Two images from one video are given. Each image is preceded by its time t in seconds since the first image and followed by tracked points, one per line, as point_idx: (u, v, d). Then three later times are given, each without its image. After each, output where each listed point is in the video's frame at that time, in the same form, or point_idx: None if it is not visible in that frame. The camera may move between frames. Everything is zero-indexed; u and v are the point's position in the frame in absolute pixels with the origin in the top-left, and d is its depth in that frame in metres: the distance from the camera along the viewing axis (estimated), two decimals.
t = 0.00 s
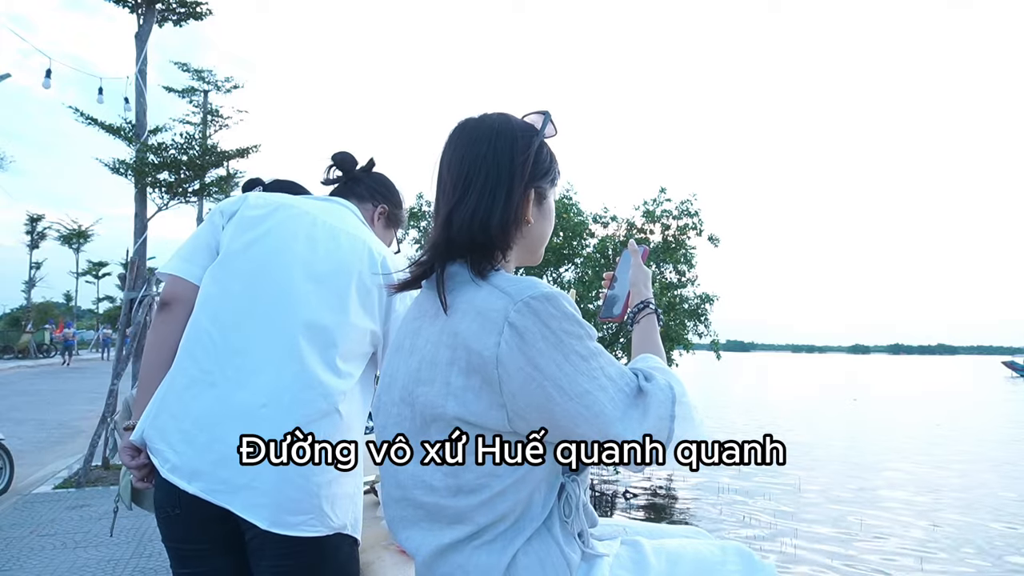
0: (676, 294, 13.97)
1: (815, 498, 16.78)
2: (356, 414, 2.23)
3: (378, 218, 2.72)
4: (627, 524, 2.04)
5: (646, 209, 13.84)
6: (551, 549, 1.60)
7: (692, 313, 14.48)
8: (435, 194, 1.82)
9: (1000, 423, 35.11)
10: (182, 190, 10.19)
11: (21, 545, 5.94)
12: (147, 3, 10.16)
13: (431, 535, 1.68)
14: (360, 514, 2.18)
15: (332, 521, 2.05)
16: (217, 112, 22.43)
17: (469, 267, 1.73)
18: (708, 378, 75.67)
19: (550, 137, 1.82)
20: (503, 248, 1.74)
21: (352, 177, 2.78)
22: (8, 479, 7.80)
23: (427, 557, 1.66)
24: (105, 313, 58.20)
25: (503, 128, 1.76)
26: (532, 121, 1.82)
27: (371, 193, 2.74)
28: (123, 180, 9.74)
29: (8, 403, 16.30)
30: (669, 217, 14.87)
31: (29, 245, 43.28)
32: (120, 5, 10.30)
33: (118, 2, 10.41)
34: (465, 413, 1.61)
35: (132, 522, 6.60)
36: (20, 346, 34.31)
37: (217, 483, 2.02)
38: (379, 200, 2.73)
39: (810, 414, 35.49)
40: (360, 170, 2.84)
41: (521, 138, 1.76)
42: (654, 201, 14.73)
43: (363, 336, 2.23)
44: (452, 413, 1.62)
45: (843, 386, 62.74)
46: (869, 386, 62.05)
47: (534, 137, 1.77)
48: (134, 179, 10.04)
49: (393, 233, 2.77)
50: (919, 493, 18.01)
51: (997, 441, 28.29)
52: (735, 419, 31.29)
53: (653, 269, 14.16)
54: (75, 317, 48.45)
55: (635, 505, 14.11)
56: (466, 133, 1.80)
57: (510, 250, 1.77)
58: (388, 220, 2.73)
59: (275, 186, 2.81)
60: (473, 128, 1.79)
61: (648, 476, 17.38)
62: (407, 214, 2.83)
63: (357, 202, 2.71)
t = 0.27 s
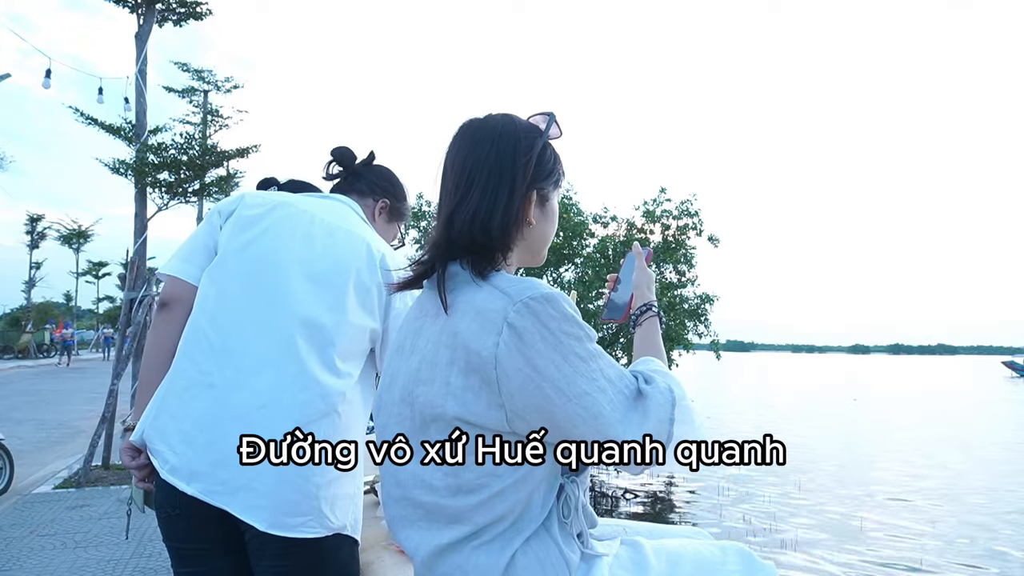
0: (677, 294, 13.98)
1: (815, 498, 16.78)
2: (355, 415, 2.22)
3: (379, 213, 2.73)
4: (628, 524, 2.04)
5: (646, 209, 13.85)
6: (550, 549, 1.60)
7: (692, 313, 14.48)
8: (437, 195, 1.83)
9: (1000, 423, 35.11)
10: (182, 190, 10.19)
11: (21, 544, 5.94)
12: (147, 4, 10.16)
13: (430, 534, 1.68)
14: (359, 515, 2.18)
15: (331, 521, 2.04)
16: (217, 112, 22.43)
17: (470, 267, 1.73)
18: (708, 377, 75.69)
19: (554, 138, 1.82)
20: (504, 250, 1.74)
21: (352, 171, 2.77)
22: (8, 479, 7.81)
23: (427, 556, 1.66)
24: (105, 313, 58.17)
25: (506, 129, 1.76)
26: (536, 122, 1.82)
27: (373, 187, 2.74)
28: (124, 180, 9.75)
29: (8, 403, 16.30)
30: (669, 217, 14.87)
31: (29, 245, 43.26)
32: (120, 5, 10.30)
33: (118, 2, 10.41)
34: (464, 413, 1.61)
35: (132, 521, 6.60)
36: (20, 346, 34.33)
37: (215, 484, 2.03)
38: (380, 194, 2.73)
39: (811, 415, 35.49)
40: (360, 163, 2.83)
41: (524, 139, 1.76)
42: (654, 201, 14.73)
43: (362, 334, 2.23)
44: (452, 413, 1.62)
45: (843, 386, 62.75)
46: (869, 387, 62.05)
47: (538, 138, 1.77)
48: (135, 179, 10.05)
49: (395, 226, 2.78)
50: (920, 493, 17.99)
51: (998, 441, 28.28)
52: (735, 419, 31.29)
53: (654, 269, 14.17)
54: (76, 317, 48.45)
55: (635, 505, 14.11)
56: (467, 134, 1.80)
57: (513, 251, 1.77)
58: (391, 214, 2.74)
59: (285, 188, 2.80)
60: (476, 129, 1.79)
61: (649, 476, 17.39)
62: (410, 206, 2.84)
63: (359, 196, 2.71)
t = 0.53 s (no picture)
0: (677, 294, 13.98)
1: (816, 498, 16.77)
2: (353, 416, 2.19)
3: (377, 206, 2.72)
4: (628, 525, 2.04)
5: (646, 209, 13.85)
6: (551, 549, 1.60)
7: (692, 313, 14.48)
8: (442, 196, 1.82)
9: (1000, 423, 35.10)
10: (182, 190, 10.18)
11: (21, 544, 5.94)
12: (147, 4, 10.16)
13: (430, 534, 1.67)
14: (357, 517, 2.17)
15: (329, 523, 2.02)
16: (217, 112, 22.42)
17: (474, 267, 1.73)
18: (708, 378, 75.69)
19: (559, 139, 1.82)
20: (509, 250, 1.73)
21: (349, 165, 2.76)
22: (8, 479, 7.81)
23: (426, 556, 1.66)
24: (105, 313, 58.18)
25: (511, 130, 1.76)
26: (542, 123, 1.82)
27: (371, 179, 2.72)
28: (124, 180, 9.74)
29: (8, 403, 16.30)
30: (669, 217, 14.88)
31: (29, 245, 43.25)
32: (120, 6, 10.29)
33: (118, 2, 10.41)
34: (466, 412, 1.60)
35: (132, 522, 6.60)
36: (20, 346, 34.33)
37: (209, 488, 2.03)
38: (379, 187, 2.72)
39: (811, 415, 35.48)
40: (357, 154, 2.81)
41: (529, 140, 1.76)
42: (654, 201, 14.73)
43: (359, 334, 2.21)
44: (454, 412, 1.61)
45: (843, 386, 62.78)
46: (870, 386, 62.05)
47: (543, 138, 1.77)
48: (134, 179, 10.04)
49: (395, 217, 2.76)
50: (920, 493, 17.98)
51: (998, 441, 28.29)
52: (736, 419, 31.28)
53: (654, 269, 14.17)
54: (76, 317, 48.45)
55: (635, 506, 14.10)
56: (470, 136, 1.80)
57: (516, 251, 1.76)
58: (391, 206, 2.73)
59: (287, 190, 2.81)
60: (481, 130, 1.79)
61: (649, 476, 17.38)
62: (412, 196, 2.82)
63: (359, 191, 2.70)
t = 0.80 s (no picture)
0: (677, 294, 13.98)
1: (816, 498, 16.77)
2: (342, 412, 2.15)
3: (370, 200, 2.69)
4: (628, 525, 2.05)
5: (646, 209, 13.84)
6: (550, 549, 1.60)
7: (692, 313, 14.49)
8: (441, 199, 1.83)
9: (1000, 423, 35.11)
10: (182, 190, 10.19)
11: (21, 544, 5.94)
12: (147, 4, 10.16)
13: (430, 534, 1.68)
14: (356, 517, 2.17)
15: (321, 525, 2.02)
16: (217, 112, 22.42)
17: (473, 269, 1.73)
18: (709, 378, 75.71)
19: (560, 141, 1.83)
20: (509, 252, 1.74)
21: (341, 158, 2.72)
22: (8, 479, 7.81)
23: (426, 556, 1.67)
24: (105, 313, 58.18)
25: (512, 131, 1.76)
26: (542, 124, 1.82)
27: (364, 172, 2.69)
28: (124, 179, 9.75)
29: (8, 403, 16.31)
30: (669, 217, 14.88)
31: (29, 245, 43.25)
32: (120, 5, 10.29)
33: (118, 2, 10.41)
34: (466, 411, 1.61)
35: (132, 522, 6.60)
36: (20, 346, 34.34)
37: (193, 492, 2.05)
38: (373, 179, 2.69)
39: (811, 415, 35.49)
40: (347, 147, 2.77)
41: (529, 142, 1.76)
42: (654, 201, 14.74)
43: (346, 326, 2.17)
44: (454, 411, 1.62)
45: (844, 386, 62.78)
46: (870, 387, 62.07)
47: (544, 140, 1.77)
48: (134, 179, 10.05)
49: (390, 210, 2.73)
50: (920, 493, 17.99)
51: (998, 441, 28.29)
52: (735, 419, 31.29)
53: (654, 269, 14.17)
54: (76, 317, 48.44)
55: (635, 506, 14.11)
56: (469, 138, 1.81)
57: (517, 254, 1.77)
58: (386, 199, 2.71)
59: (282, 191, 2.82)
60: (482, 131, 1.79)
61: (649, 476, 17.39)
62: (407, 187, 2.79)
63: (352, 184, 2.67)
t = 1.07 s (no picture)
0: (677, 294, 13.99)
1: (816, 498, 16.76)
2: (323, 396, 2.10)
3: (351, 192, 2.57)
4: (627, 525, 2.05)
5: (646, 209, 13.84)
6: (550, 548, 1.60)
7: (692, 313, 14.50)
8: (439, 201, 1.83)
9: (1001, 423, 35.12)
10: (182, 190, 10.19)
11: (21, 544, 5.95)
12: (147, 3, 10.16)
13: (430, 534, 1.68)
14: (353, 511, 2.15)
15: (306, 515, 2.00)
16: (217, 112, 22.42)
17: (471, 269, 1.73)
18: (709, 378, 75.73)
19: (557, 141, 1.82)
20: (508, 253, 1.74)
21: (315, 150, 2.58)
22: (8, 479, 7.82)
23: (426, 557, 1.67)
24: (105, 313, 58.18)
25: (509, 132, 1.76)
26: (538, 124, 1.82)
27: (341, 163, 2.55)
28: (124, 180, 9.75)
29: (8, 404, 16.31)
30: (669, 217, 14.88)
31: (29, 245, 43.25)
32: (120, 5, 10.30)
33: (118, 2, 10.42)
34: (465, 410, 1.61)
35: (132, 522, 6.60)
36: (20, 346, 34.36)
37: (177, 491, 2.07)
38: (351, 170, 2.56)
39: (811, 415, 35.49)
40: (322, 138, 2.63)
41: (527, 142, 1.76)
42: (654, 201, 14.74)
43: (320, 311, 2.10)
44: (453, 411, 1.62)
45: (844, 387, 62.79)
46: (870, 387, 62.08)
47: (542, 141, 1.77)
48: (134, 179, 10.06)
49: (374, 201, 2.61)
50: (919, 493, 17.99)
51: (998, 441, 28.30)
52: (735, 419, 31.30)
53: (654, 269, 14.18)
54: (76, 317, 48.46)
55: (635, 506, 14.11)
56: (464, 140, 1.81)
57: (516, 254, 1.77)
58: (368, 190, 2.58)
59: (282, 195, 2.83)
60: (479, 131, 1.79)
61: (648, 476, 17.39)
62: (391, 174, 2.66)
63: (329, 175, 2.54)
